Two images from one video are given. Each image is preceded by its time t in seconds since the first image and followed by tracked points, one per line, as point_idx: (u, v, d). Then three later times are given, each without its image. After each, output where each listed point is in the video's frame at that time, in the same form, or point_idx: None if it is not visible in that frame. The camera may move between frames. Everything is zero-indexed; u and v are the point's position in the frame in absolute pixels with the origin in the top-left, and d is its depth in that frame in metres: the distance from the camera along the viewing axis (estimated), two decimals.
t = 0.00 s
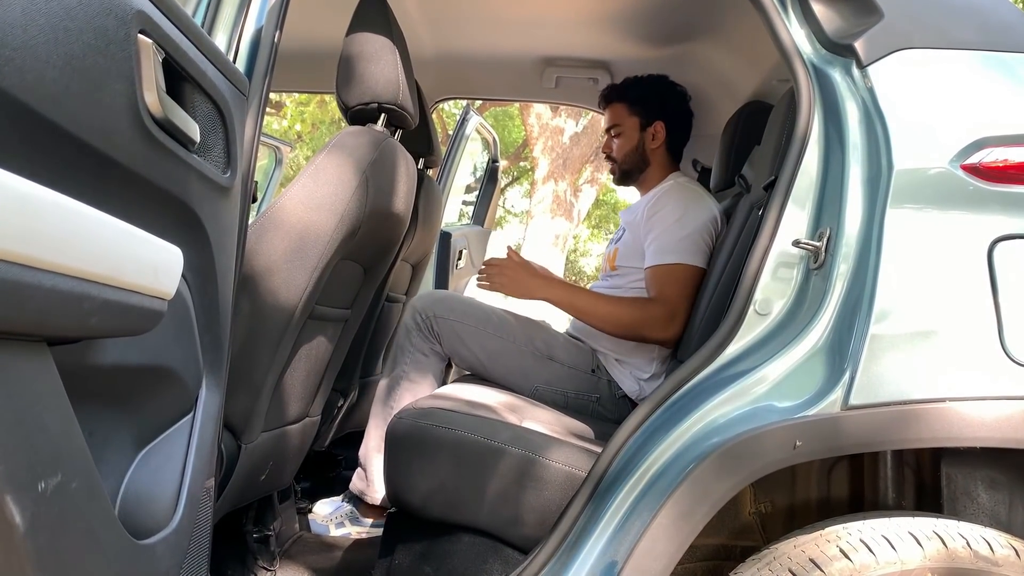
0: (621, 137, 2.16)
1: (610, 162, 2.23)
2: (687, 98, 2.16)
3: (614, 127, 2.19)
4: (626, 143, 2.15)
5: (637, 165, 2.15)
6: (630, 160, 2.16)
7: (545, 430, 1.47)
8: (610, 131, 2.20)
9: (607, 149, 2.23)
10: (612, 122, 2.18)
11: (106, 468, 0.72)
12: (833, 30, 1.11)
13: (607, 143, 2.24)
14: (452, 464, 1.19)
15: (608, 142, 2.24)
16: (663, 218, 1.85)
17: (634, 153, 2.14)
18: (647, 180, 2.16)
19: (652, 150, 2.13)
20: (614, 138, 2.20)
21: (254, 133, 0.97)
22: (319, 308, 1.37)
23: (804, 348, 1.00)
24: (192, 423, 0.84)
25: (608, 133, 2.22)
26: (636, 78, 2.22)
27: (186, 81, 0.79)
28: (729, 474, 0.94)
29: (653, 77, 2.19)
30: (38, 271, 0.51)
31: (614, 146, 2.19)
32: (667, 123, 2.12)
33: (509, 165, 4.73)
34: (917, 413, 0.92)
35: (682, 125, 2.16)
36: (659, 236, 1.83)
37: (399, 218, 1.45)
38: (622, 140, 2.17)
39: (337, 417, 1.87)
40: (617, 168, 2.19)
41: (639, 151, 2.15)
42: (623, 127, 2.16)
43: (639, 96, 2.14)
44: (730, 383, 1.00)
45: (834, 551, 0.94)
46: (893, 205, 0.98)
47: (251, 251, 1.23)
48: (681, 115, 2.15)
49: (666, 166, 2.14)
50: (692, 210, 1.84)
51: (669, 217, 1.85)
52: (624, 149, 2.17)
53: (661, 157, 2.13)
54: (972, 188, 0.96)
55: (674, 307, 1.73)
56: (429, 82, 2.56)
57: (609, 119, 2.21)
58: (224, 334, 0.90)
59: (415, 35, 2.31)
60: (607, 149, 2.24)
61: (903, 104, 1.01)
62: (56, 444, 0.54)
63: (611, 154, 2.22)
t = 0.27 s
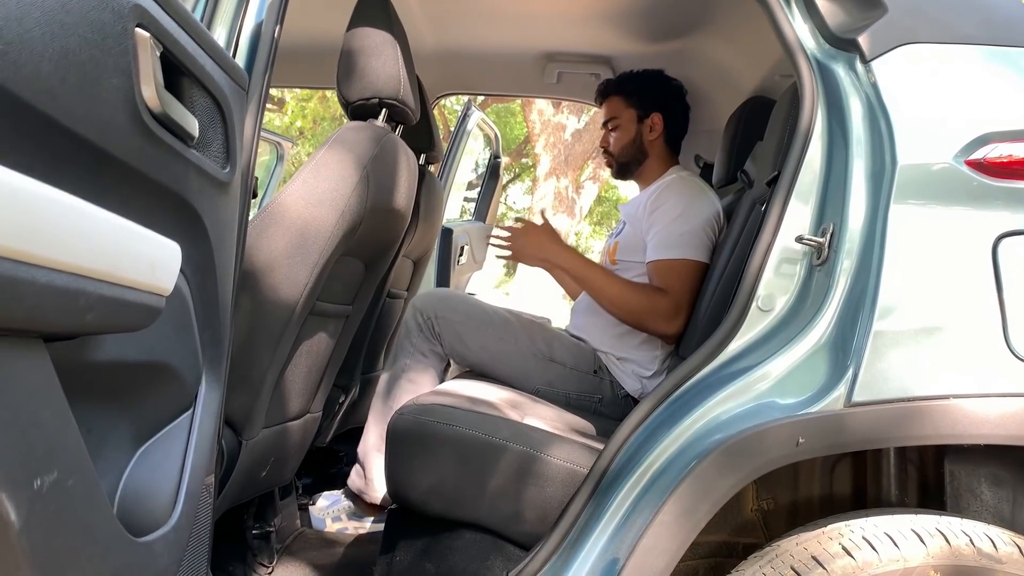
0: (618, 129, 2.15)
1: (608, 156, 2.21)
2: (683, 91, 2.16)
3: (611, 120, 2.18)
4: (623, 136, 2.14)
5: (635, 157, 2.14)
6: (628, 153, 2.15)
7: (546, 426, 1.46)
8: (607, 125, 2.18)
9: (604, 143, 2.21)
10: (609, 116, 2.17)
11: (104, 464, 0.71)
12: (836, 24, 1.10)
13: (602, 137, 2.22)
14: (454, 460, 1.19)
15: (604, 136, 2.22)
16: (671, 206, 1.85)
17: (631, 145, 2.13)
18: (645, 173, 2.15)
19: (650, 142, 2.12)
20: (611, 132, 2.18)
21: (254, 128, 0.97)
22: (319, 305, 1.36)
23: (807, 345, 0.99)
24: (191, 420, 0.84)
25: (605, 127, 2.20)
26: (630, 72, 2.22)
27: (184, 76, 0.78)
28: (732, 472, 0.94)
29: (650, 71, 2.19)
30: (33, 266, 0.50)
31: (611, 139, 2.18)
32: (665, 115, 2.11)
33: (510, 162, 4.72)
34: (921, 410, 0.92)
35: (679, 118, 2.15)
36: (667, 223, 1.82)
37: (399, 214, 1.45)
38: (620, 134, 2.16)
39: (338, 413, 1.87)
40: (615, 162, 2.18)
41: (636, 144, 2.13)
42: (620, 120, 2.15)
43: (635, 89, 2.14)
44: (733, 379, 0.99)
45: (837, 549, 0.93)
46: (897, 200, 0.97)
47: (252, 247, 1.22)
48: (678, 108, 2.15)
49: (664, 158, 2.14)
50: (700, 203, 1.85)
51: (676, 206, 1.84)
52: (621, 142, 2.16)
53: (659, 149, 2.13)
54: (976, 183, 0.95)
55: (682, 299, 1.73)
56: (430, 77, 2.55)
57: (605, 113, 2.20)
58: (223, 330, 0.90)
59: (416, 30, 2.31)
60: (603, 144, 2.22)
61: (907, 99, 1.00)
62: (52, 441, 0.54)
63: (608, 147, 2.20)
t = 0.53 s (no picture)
0: (642, 123, 2.10)
1: (624, 149, 2.15)
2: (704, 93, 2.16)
3: (632, 113, 2.12)
4: (645, 130, 2.10)
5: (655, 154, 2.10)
6: (648, 149, 2.10)
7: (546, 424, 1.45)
8: (628, 117, 2.12)
9: (622, 136, 2.15)
10: (631, 108, 2.11)
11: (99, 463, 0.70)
12: (840, 19, 1.08)
13: (619, 130, 2.16)
14: (454, 460, 1.18)
15: (621, 128, 2.15)
16: (683, 197, 1.86)
17: (653, 142, 2.10)
18: (660, 172, 2.12)
19: (670, 142, 2.10)
20: (631, 125, 2.13)
21: (252, 122, 0.96)
22: (317, 302, 1.35)
23: (811, 342, 0.98)
24: (187, 416, 0.83)
25: (624, 119, 2.14)
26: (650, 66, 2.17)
27: (180, 68, 0.77)
28: (735, 470, 0.93)
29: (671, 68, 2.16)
30: (24, 259, 0.49)
31: (630, 133, 2.12)
32: (687, 117, 2.09)
33: (509, 160, 4.71)
34: (926, 408, 0.91)
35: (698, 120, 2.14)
36: (674, 216, 1.82)
37: (399, 210, 1.44)
38: (640, 127, 2.11)
39: (337, 411, 1.86)
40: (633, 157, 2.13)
41: (657, 140, 2.10)
42: (642, 114, 2.11)
43: (660, 84, 2.10)
44: (736, 376, 0.98)
45: (841, 548, 0.92)
46: (902, 196, 0.96)
47: (249, 244, 1.21)
48: (698, 110, 2.14)
49: (682, 159, 2.12)
50: (711, 199, 1.86)
51: (688, 197, 1.85)
52: (641, 137, 2.11)
53: (678, 150, 2.11)
54: (981, 178, 0.95)
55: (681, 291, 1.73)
56: (429, 75, 2.54)
57: (625, 105, 2.14)
58: (220, 326, 0.89)
59: (415, 26, 2.29)
60: (619, 136, 2.16)
61: (912, 93, 0.99)
62: (44, 438, 0.52)
63: (626, 140, 2.14)
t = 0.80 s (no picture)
0: (653, 130, 2.05)
1: (630, 154, 2.09)
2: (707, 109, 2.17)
3: (643, 118, 2.07)
4: (655, 137, 2.05)
5: (661, 163, 2.06)
6: (656, 157, 2.06)
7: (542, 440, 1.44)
8: (638, 121, 2.07)
9: (630, 140, 2.08)
10: (643, 113, 2.06)
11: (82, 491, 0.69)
12: (833, 30, 1.08)
13: (627, 135, 2.10)
14: (449, 478, 1.16)
15: (629, 133, 2.09)
16: (682, 201, 1.87)
17: (661, 151, 2.05)
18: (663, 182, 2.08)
19: (676, 154, 2.07)
20: (639, 131, 2.07)
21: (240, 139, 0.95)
22: (309, 317, 1.34)
23: (807, 356, 0.97)
24: (176, 440, 0.81)
25: (634, 123, 2.08)
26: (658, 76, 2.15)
27: (165, 87, 0.76)
28: (732, 488, 0.92)
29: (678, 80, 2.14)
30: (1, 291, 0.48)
31: (638, 138, 2.07)
32: (694, 132, 2.09)
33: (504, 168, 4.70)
34: (924, 424, 0.90)
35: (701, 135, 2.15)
36: (670, 222, 1.83)
37: (392, 224, 1.43)
38: (649, 134, 2.06)
39: (331, 425, 1.84)
40: (639, 164, 2.07)
41: (665, 150, 2.06)
42: (653, 122, 2.06)
43: (671, 94, 2.07)
44: (732, 392, 0.97)
45: (839, 566, 0.91)
46: (897, 210, 0.96)
47: (240, 260, 1.20)
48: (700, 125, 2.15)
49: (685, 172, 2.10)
50: (709, 204, 1.87)
51: (687, 201, 1.86)
52: (650, 145, 2.06)
53: (682, 162, 2.09)
54: (977, 191, 0.94)
55: (676, 294, 1.72)
56: (423, 85, 2.53)
57: (635, 109, 2.08)
58: (209, 346, 0.87)
59: (407, 37, 2.28)
60: (625, 141, 2.10)
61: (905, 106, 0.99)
62: (21, 474, 0.51)
63: (633, 146, 2.08)
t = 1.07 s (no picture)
0: (664, 142, 2.04)
1: (640, 166, 2.07)
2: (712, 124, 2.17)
3: (654, 130, 2.05)
4: (666, 150, 2.04)
5: (671, 176, 2.05)
6: (666, 170, 2.04)
7: (547, 464, 1.42)
8: (649, 133, 2.05)
9: (640, 152, 2.06)
10: (655, 125, 2.04)
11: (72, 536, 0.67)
12: (836, 43, 1.06)
13: (637, 146, 2.08)
14: (454, 506, 1.14)
15: (639, 145, 2.07)
16: (688, 214, 1.84)
17: (671, 164, 2.04)
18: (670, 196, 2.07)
19: (684, 168, 2.06)
20: (650, 143, 2.06)
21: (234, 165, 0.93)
22: (308, 342, 1.32)
23: (818, 379, 0.95)
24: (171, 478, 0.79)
25: (645, 134, 2.06)
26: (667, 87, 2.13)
27: (156, 116, 0.75)
28: (743, 517, 0.90)
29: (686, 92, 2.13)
30: None
31: (649, 150, 2.05)
32: (701, 147, 2.09)
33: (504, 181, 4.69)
34: (941, 449, 0.87)
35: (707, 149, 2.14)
36: (676, 235, 1.80)
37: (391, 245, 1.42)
38: (660, 147, 2.05)
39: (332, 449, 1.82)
40: (648, 176, 2.06)
41: (674, 163, 2.04)
42: (664, 135, 2.05)
43: (681, 106, 2.06)
44: (743, 416, 0.95)
45: None
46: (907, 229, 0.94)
47: (236, 289, 1.17)
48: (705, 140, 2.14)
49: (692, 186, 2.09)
50: (715, 218, 1.85)
51: (693, 214, 1.84)
52: (660, 157, 2.05)
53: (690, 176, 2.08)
54: (989, 207, 0.92)
55: (685, 309, 1.69)
56: (422, 101, 2.52)
57: (645, 120, 2.06)
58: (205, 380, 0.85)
59: (405, 53, 2.27)
60: (635, 153, 2.08)
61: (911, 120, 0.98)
62: (6, 527, 0.49)
63: (644, 158, 2.06)
